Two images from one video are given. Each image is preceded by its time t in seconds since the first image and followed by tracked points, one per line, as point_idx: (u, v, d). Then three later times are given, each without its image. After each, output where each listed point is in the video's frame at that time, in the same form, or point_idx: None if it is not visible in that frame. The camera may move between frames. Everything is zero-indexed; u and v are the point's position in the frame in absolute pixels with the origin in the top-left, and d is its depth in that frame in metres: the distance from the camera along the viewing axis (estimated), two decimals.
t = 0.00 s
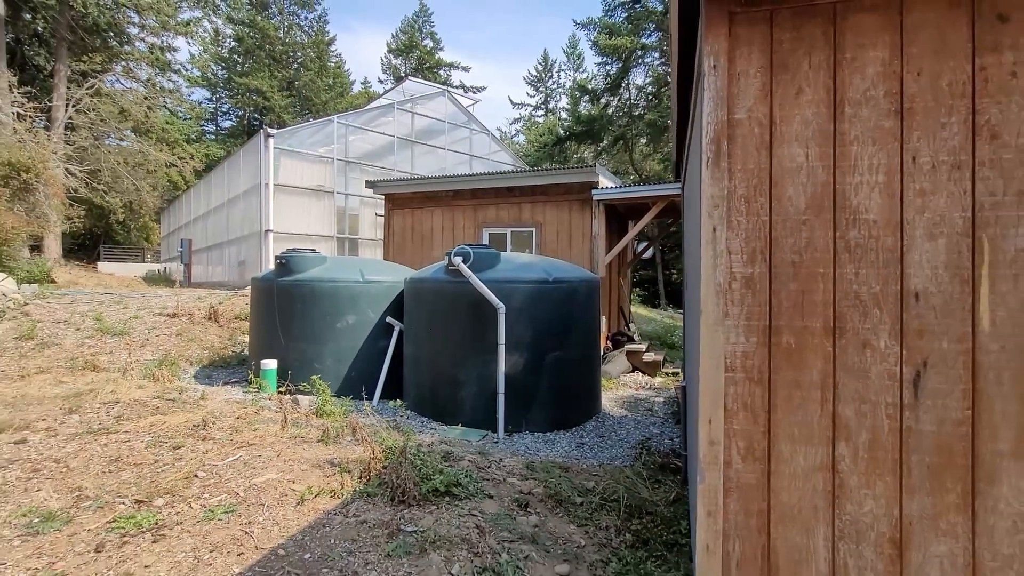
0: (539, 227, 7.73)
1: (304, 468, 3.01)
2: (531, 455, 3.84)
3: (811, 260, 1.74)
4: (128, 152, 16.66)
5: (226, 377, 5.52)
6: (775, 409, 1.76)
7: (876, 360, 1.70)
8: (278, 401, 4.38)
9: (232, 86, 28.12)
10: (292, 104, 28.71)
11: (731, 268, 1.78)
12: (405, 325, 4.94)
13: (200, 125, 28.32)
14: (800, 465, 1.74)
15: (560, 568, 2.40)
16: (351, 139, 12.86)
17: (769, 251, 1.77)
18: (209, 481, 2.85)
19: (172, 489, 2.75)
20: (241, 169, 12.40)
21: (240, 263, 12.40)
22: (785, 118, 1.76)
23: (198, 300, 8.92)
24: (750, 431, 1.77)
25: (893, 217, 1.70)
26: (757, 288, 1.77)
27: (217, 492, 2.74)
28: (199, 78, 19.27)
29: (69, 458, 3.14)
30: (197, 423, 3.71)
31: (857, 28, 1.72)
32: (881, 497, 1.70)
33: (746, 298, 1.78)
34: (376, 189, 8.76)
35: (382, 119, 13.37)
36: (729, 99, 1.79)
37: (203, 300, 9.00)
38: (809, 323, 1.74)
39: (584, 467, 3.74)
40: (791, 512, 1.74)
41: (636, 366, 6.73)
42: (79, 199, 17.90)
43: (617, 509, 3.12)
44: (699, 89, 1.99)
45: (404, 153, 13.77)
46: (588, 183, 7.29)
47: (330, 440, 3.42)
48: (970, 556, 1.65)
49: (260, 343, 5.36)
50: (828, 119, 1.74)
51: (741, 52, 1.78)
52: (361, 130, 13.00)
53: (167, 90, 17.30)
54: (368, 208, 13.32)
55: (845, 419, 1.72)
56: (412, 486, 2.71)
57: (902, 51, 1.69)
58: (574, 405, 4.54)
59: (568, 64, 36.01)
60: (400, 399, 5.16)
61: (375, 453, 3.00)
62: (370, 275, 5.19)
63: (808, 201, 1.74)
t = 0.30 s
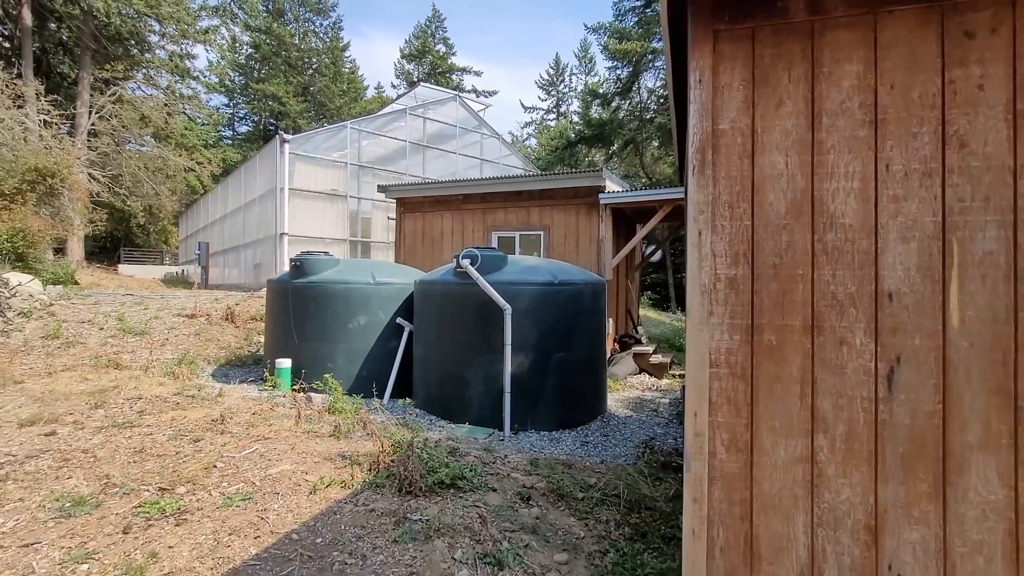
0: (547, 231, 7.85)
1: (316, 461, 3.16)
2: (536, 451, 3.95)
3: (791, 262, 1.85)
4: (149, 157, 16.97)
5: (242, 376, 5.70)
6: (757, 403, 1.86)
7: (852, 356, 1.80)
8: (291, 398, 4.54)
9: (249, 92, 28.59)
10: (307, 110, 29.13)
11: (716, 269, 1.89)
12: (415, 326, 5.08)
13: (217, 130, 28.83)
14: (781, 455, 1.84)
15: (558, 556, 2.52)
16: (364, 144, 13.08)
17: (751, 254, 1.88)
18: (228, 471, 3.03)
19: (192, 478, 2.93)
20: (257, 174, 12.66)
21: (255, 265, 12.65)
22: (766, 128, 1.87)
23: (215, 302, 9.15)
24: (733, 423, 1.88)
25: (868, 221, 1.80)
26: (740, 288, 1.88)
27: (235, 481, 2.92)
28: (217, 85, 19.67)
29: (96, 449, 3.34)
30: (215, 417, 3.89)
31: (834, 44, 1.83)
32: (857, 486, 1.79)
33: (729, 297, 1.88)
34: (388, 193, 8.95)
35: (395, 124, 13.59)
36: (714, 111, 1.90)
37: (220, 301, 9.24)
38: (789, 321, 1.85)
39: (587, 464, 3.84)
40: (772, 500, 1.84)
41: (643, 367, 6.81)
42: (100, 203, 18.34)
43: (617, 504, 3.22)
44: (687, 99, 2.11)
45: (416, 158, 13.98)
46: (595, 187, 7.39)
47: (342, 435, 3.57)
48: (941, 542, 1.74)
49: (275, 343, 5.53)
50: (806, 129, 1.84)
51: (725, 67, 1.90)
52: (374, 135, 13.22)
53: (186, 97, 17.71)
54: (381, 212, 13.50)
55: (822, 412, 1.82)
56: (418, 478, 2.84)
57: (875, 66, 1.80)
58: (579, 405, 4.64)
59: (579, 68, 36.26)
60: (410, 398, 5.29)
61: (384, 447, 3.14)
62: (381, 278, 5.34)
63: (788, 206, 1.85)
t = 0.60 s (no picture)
0: (553, 236, 7.96)
1: (322, 457, 3.30)
2: (536, 453, 4.06)
3: (769, 274, 1.95)
4: (166, 159, 17.28)
5: (253, 374, 5.87)
6: (736, 408, 1.96)
7: (826, 363, 1.89)
8: (300, 397, 4.69)
9: (264, 95, 29.02)
10: (320, 113, 29.52)
11: (698, 280, 2.00)
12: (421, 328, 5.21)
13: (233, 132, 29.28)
14: (757, 457, 1.94)
15: (551, 552, 2.62)
16: (376, 148, 13.28)
17: (731, 266, 1.98)
18: (238, 465, 3.18)
19: (205, 471, 3.09)
20: (270, 176, 12.90)
21: (268, 266, 12.87)
22: (746, 147, 1.98)
23: (229, 302, 9.36)
24: (713, 426, 1.98)
25: (843, 236, 1.90)
26: (721, 297, 1.98)
27: (245, 474, 3.07)
28: (233, 88, 20.02)
29: (115, 442, 3.51)
30: (227, 414, 4.05)
31: (811, 68, 1.93)
32: (830, 487, 1.88)
33: (710, 306, 1.99)
34: (398, 198, 9.14)
35: (406, 128, 13.78)
36: (697, 130, 2.01)
37: (233, 302, 9.44)
38: (766, 330, 1.94)
39: (585, 466, 3.94)
40: (749, 500, 1.94)
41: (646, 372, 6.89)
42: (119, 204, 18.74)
43: (613, 505, 3.31)
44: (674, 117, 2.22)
45: (426, 162, 14.13)
46: (601, 194, 7.49)
47: (348, 433, 3.71)
48: (908, 542, 1.82)
49: (285, 344, 5.68)
50: (784, 148, 1.95)
51: (708, 89, 2.01)
52: (385, 139, 13.42)
53: (203, 100, 18.05)
54: (391, 215, 13.62)
55: (798, 416, 1.91)
56: (419, 475, 2.97)
57: (851, 88, 1.90)
58: (580, 409, 4.74)
59: (591, 72, 36.44)
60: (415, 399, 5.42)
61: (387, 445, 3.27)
62: (388, 281, 5.47)
63: (766, 221, 1.95)
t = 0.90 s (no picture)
0: (552, 239, 8.03)
1: (318, 456, 3.38)
2: (531, 453, 4.12)
3: (744, 279, 2.01)
4: (173, 162, 17.44)
5: (255, 375, 5.96)
6: (712, 408, 2.03)
7: (799, 365, 1.96)
8: (300, 397, 4.77)
9: (270, 99, 29.26)
10: (325, 116, 29.74)
11: (676, 284, 2.06)
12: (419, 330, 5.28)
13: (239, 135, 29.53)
14: (732, 456, 2.00)
15: (538, 549, 2.68)
16: (379, 151, 13.39)
17: (708, 271, 2.05)
18: (236, 462, 3.26)
19: (204, 469, 3.18)
20: (274, 179, 13.03)
21: (272, 268, 12.98)
22: (723, 156, 2.04)
23: (232, 304, 9.47)
24: (690, 426, 2.04)
25: (815, 242, 1.96)
26: (698, 301, 2.05)
27: (242, 471, 3.16)
28: (239, 91, 20.23)
29: (118, 440, 3.61)
30: (227, 414, 4.14)
31: (786, 80, 2.00)
32: (802, 486, 1.94)
33: (688, 310, 2.06)
34: (399, 201, 9.27)
35: (409, 132, 13.90)
36: (676, 139, 2.08)
37: (237, 303, 9.55)
38: (742, 333, 2.01)
39: (579, 466, 3.99)
40: (724, 498, 2.00)
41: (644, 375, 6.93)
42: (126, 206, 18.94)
43: (604, 505, 3.36)
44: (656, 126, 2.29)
45: (429, 164, 14.27)
46: (599, 198, 7.56)
47: (344, 433, 3.79)
48: (877, 539, 1.89)
49: (286, 345, 5.77)
50: (759, 157, 2.01)
51: (686, 99, 2.08)
52: (388, 142, 13.53)
53: (210, 104, 18.24)
54: (393, 218, 13.72)
55: (771, 417, 1.98)
56: (411, 474, 3.04)
57: (823, 99, 1.97)
58: (576, 410, 4.79)
59: (595, 75, 36.47)
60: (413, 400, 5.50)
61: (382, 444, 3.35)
62: (388, 283, 5.56)
63: (741, 228, 2.02)
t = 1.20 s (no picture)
0: (564, 241, 8.08)
1: (328, 450, 3.49)
2: (537, 453, 4.17)
3: (731, 281, 2.05)
4: (199, 166, 17.90)
5: (273, 373, 6.14)
6: (699, 408, 2.07)
7: (785, 366, 1.99)
8: (315, 395, 4.90)
9: (293, 103, 29.84)
10: (346, 120, 30.26)
11: (665, 286, 2.12)
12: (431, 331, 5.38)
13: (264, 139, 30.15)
14: (719, 455, 2.04)
15: (536, 545, 2.74)
16: (397, 154, 13.58)
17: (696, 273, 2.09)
18: (250, 455, 3.39)
19: (220, 461, 3.31)
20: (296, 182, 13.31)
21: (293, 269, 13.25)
22: (711, 161, 2.09)
23: (254, 303, 9.71)
24: (678, 425, 2.09)
25: (801, 245, 1.99)
26: (686, 303, 2.10)
27: (256, 464, 3.28)
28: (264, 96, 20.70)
29: (141, 432, 3.77)
30: (244, 409, 4.28)
31: (773, 86, 2.04)
32: (787, 485, 1.97)
33: (676, 311, 2.10)
34: (414, 204, 9.46)
35: (426, 135, 14.07)
36: (665, 145, 2.14)
37: (258, 303, 9.79)
38: (729, 334, 2.05)
39: (584, 465, 4.03)
40: (711, 495, 2.04)
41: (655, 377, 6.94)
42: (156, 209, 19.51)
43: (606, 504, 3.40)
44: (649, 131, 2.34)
45: (445, 167, 14.45)
46: (611, 200, 7.59)
47: (354, 429, 3.90)
48: (862, 539, 1.91)
49: (303, 345, 5.92)
50: (747, 162, 2.05)
51: (676, 105, 2.13)
52: (406, 145, 13.71)
53: (235, 109, 18.80)
54: (411, 220, 13.88)
55: (757, 417, 2.01)
56: (415, 469, 3.13)
57: (810, 105, 2.00)
58: (583, 411, 4.83)
59: (614, 76, 36.37)
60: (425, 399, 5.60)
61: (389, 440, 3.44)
62: (401, 285, 5.68)
63: (729, 231, 2.06)
